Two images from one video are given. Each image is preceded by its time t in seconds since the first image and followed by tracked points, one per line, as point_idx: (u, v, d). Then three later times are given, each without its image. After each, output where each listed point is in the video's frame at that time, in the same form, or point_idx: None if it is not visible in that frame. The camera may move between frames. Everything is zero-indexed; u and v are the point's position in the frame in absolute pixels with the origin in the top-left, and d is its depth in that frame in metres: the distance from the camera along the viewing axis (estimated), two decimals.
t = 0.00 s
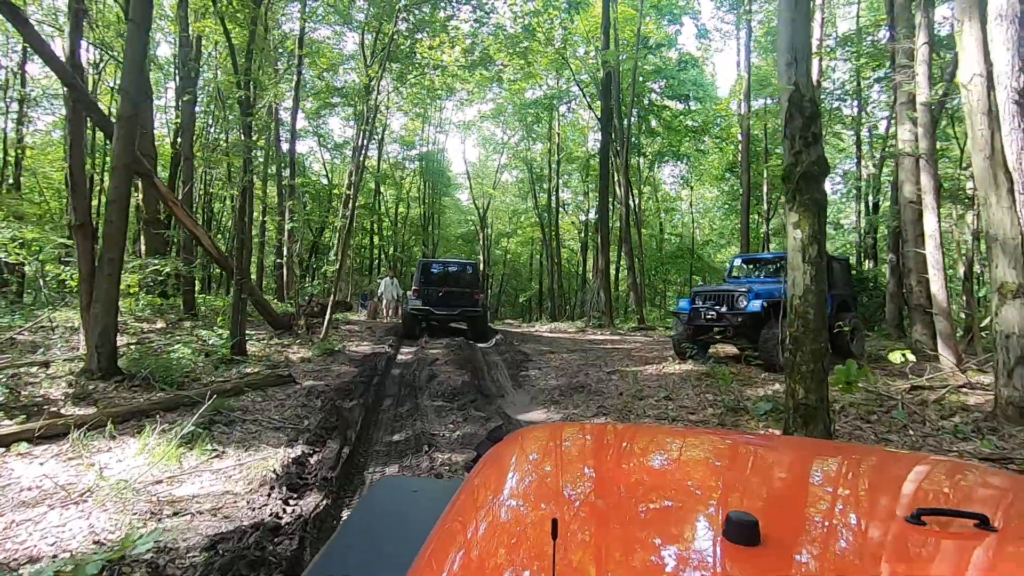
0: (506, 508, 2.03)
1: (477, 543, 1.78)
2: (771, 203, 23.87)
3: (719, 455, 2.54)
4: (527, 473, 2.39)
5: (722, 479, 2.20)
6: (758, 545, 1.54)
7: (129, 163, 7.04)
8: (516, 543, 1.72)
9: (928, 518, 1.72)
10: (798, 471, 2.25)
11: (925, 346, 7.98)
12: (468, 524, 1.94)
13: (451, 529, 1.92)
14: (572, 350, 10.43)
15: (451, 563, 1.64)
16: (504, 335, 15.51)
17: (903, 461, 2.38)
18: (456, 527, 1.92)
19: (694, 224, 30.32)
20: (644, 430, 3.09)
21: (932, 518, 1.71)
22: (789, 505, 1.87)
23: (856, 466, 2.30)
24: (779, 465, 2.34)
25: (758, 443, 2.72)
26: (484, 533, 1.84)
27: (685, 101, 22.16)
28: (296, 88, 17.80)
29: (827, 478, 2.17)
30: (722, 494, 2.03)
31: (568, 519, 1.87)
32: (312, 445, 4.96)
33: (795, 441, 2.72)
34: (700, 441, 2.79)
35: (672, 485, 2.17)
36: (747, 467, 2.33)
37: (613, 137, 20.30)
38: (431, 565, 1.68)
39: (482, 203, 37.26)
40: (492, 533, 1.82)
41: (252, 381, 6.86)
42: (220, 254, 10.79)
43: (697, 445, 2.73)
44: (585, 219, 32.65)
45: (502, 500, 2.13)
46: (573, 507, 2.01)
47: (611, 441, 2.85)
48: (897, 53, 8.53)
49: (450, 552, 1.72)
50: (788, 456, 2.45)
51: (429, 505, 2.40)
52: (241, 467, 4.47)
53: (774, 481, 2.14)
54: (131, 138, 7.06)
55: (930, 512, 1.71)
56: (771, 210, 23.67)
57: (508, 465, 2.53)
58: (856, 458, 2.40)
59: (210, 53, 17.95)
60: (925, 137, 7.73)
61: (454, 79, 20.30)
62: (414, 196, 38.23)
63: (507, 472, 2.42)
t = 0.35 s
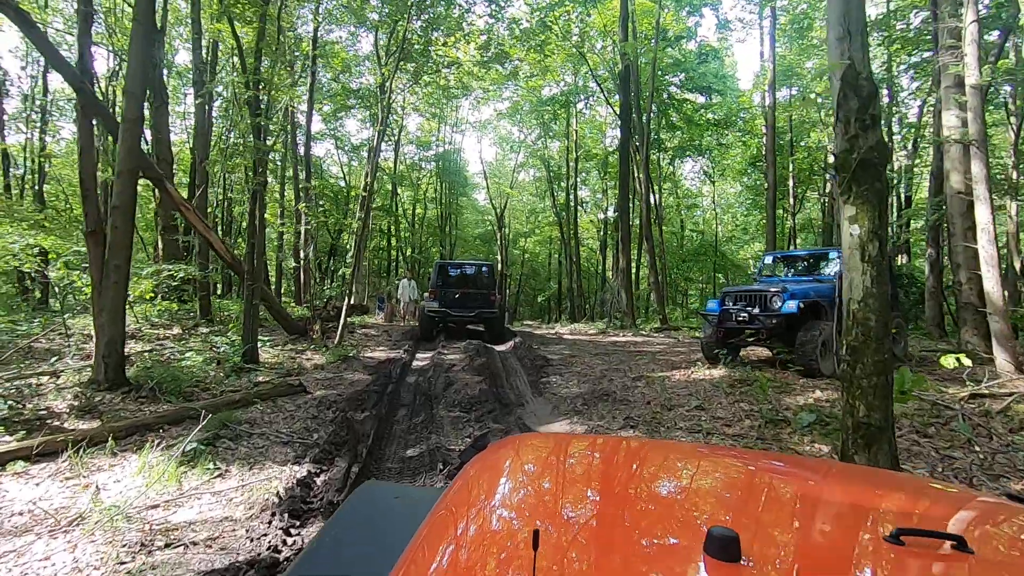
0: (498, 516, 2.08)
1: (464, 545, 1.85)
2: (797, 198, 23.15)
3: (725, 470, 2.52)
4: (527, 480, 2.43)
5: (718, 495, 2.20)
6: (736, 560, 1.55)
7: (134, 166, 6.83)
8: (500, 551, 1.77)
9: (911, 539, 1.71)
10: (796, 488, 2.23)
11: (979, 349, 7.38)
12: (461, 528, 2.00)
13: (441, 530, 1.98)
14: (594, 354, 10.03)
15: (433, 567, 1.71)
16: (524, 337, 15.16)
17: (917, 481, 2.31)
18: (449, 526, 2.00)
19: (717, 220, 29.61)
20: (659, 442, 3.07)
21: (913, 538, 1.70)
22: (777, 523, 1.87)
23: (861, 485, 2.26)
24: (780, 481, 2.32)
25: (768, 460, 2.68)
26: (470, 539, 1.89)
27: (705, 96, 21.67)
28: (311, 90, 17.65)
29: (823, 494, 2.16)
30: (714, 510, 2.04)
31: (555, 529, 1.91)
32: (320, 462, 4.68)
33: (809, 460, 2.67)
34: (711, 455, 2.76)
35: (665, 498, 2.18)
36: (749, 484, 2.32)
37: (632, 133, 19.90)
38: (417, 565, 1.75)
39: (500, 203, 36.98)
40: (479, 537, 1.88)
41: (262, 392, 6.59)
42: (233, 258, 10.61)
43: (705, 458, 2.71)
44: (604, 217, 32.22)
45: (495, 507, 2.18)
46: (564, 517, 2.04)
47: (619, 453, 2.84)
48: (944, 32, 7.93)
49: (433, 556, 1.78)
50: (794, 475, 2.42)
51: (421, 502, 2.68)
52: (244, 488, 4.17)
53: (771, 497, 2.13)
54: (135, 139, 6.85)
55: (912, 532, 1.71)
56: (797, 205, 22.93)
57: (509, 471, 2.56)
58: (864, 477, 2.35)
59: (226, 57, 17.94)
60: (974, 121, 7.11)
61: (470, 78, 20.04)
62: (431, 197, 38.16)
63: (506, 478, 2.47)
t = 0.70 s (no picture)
0: (522, 508, 2.18)
1: (486, 540, 1.92)
2: (825, 188, 22.41)
3: (746, 464, 2.58)
4: (549, 475, 2.52)
5: (737, 487, 2.27)
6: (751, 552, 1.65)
7: (147, 165, 6.67)
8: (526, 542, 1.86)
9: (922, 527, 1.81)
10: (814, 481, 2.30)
11: None
12: (481, 521, 2.07)
13: (466, 523, 2.06)
14: (619, 352, 9.68)
15: (463, 560, 1.77)
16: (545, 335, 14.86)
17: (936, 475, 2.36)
18: (468, 520, 2.08)
19: (739, 212, 28.91)
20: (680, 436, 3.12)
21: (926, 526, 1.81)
22: (795, 515, 1.95)
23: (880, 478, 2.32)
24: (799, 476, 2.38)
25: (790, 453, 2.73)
26: (495, 531, 1.98)
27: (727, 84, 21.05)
28: (326, 89, 17.52)
29: (841, 487, 2.23)
30: (733, 502, 2.12)
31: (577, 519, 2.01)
32: (339, 471, 4.47)
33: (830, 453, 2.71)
34: (735, 450, 2.80)
35: (684, 490, 2.27)
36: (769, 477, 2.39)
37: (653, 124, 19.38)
38: (440, 560, 1.81)
39: (517, 199, 36.65)
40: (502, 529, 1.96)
41: (279, 396, 6.39)
42: (250, 258, 10.48)
43: (726, 453, 2.77)
44: (623, 211, 31.65)
45: (518, 498, 2.27)
46: (587, 509, 2.14)
47: (641, 449, 2.92)
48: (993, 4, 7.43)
49: (460, 546, 1.88)
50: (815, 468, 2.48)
51: (431, 501, 2.66)
52: (259, 500, 3.94)
53: (790, 490, 2.20)
54: (149, 138, 6.69)
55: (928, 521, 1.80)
56: (825, 194, 22.18)
57: (533, 464, 2.67)
58: (882, 469, 2.40)
59: (242, 58, 17.88)
60: None
61: (487, 73, 19.73)
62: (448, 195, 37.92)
63: (529, 471, 2.57)
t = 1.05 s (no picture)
0: (553, 508, 2.19)
1: (514, 540, 1.90)
2: (856, 183, 21.64)
3: (780, 466, 2.57)
4: (573, 476, 2.54)
5: (767, 488, 2.29)
6: (776, 541, 1.69)
7: (166, 156, 6.54)
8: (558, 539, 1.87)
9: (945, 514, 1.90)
10: (844, 482, 2.31)
11: None
12: (508, 524, 2.04)
13: (501, 521, 2.05)
14: (646, 351, 9.35)
15: (507, 556, 1.76)
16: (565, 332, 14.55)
17: (963, 474, 2.38)
18: (494, 520, 2.07)
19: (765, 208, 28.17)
20: (704, 438, 3.11)
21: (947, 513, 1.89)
22: (831, 513, 1.97)
23: (907, 478, 2.35)
24: (828, 476, 2.39)
25: (819, 454, 2.73)
26: (524, 527, 1.99)
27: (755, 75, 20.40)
28: (346, 81, 17.34)
29: (876, 489, 2.24)
30: (767, 501, 2.13)
31: (610, 520, 2.03)
32: (359, 473, 4.27)
33: (856, 454, 2.72)
34: (764, 451, 2.80)
35: (718, 489, 2.29)
36: (797, 478, 2.39)
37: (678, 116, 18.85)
38: (467, 562, 1.78)
39: (536, 195, 36.32)
40: (530, 527, 1.96)
41: (298, 391, 6.20)
42: (270, 251, 10.37)
43: (753, 454, 2.77)
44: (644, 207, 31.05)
45: (543, 499, 2.28)
46: (617, 509, 2.15)
47: (667, 451, 2.92)
48: None
49: (494, 543, 1.88)
50: (843, 468, 2.50)
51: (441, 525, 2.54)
52: (275, 504, 3.73)
53: (820, 491, 2.22)
54: (169, 127, 6.56)
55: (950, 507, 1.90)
56: (855, 190, 21.52)
57: (565, 463, 2.72)
58: (918, 472, 2.41)
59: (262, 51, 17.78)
60: None
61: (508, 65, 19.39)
62: (466, 190, 37.62)
63: (552, 473, 2.58)
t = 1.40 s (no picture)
0: (562, 509, 2.10)
1: (519, 536, 1.82)
2: (886, 179, 20.95)
3: (801, 472, 2.40)
4: (584, 478, 2.43)
5: (786, 493, 2.15)
6: (776, 545, 1.60)
7: (179, 143, 6.40)
8: (562, 539, 1.79)
9: (950, 520, 1.78)
10: (866, 490, 2.16)
11: None
12: (512, 520, 1.98)
13: (498, 523, 1.96)
14: (669, 350, 9.04)
15: (500, 556, 1.66)
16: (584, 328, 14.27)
17: (1007, 488, 2.16)
18: (500, 517, 2.00)
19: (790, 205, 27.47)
20: (725, 443, 2.95)
21: (951, 519, 1.78)
22: (853, 523, 1.81)
23: (939, 489, 2.16)
24: (850, 485, 2.23)
25: (845, 462, 2.55)
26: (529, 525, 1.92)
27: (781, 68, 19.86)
28: (366, 72, 17.19)
29: (906, 499, 2.06)
30: (785, 506, 2.00)
31: (617, 523, 1.93)
32: (370, 478, 4.08)
33: (886, 463, 2.53)
34: (787, 456, 2.63)
35: (735, 496, 2.15)
36: (820, 485, 2.24)
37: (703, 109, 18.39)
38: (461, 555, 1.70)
39: (554, 189, 35.95)
40: (535, 525, 1.88)
41: (310, 388, 6.04)
42: (286, 243, 10.26)
43: (774, 459, 2.61)
44: (665, 202, 30.58)
45: (553, 498, 2.19)
46: (627, 513, 2.04)
47: (684, 454, 2.77)
48: None
49: (495, 540, 1.80)
50: (868, 477, 2.32)
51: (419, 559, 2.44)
52: (280, 510, 3.54)
53: (843, 499, 2.07)
54: (182, 115, 6.42)
55: (954, 513, 1.78)
56: (886, 186, 20.85)
57: (574, 466, 2.61)
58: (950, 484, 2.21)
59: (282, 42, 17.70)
60: None
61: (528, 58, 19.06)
62: (484, 184, 37.41)
63: (561, 474, 2.49)
